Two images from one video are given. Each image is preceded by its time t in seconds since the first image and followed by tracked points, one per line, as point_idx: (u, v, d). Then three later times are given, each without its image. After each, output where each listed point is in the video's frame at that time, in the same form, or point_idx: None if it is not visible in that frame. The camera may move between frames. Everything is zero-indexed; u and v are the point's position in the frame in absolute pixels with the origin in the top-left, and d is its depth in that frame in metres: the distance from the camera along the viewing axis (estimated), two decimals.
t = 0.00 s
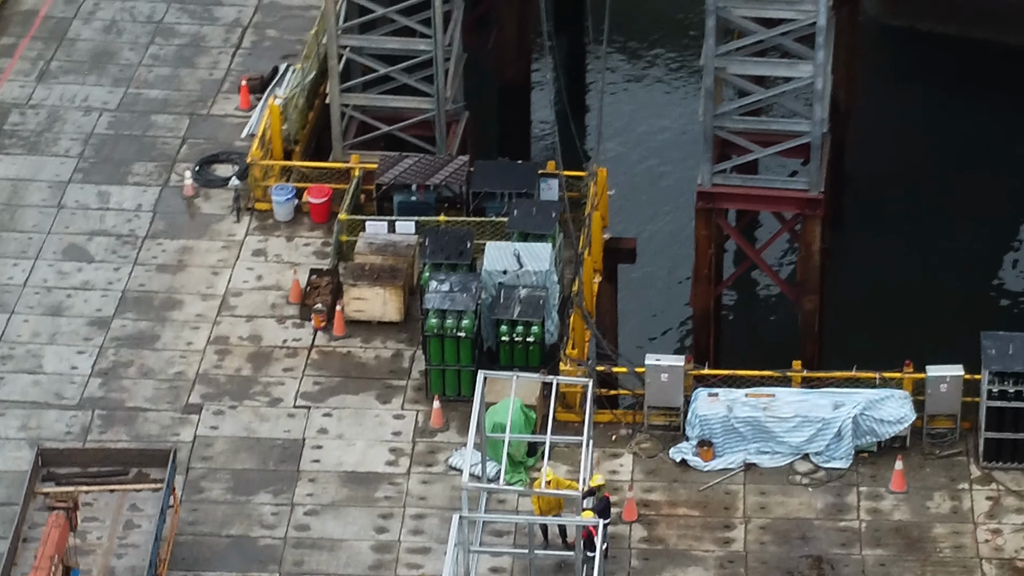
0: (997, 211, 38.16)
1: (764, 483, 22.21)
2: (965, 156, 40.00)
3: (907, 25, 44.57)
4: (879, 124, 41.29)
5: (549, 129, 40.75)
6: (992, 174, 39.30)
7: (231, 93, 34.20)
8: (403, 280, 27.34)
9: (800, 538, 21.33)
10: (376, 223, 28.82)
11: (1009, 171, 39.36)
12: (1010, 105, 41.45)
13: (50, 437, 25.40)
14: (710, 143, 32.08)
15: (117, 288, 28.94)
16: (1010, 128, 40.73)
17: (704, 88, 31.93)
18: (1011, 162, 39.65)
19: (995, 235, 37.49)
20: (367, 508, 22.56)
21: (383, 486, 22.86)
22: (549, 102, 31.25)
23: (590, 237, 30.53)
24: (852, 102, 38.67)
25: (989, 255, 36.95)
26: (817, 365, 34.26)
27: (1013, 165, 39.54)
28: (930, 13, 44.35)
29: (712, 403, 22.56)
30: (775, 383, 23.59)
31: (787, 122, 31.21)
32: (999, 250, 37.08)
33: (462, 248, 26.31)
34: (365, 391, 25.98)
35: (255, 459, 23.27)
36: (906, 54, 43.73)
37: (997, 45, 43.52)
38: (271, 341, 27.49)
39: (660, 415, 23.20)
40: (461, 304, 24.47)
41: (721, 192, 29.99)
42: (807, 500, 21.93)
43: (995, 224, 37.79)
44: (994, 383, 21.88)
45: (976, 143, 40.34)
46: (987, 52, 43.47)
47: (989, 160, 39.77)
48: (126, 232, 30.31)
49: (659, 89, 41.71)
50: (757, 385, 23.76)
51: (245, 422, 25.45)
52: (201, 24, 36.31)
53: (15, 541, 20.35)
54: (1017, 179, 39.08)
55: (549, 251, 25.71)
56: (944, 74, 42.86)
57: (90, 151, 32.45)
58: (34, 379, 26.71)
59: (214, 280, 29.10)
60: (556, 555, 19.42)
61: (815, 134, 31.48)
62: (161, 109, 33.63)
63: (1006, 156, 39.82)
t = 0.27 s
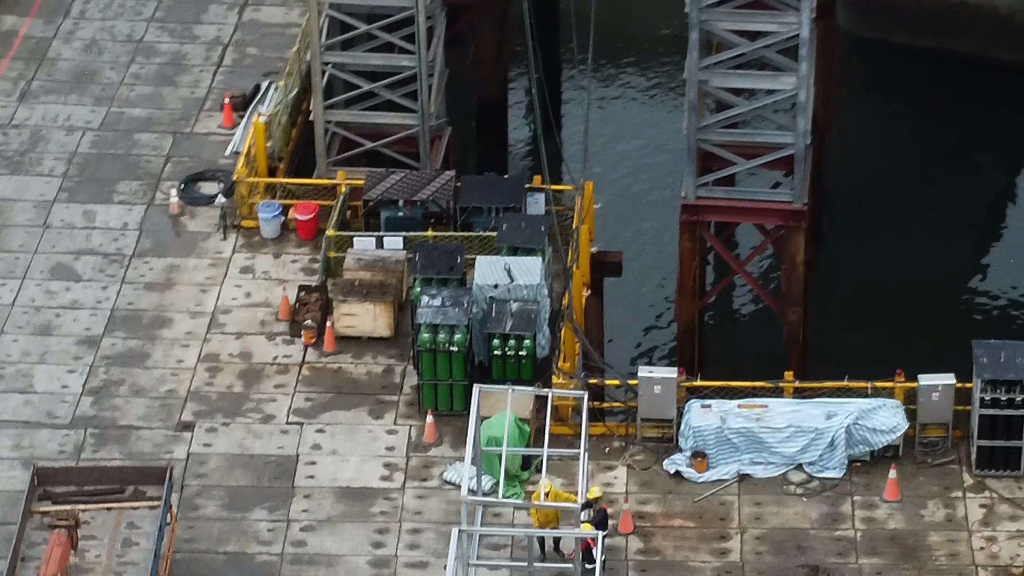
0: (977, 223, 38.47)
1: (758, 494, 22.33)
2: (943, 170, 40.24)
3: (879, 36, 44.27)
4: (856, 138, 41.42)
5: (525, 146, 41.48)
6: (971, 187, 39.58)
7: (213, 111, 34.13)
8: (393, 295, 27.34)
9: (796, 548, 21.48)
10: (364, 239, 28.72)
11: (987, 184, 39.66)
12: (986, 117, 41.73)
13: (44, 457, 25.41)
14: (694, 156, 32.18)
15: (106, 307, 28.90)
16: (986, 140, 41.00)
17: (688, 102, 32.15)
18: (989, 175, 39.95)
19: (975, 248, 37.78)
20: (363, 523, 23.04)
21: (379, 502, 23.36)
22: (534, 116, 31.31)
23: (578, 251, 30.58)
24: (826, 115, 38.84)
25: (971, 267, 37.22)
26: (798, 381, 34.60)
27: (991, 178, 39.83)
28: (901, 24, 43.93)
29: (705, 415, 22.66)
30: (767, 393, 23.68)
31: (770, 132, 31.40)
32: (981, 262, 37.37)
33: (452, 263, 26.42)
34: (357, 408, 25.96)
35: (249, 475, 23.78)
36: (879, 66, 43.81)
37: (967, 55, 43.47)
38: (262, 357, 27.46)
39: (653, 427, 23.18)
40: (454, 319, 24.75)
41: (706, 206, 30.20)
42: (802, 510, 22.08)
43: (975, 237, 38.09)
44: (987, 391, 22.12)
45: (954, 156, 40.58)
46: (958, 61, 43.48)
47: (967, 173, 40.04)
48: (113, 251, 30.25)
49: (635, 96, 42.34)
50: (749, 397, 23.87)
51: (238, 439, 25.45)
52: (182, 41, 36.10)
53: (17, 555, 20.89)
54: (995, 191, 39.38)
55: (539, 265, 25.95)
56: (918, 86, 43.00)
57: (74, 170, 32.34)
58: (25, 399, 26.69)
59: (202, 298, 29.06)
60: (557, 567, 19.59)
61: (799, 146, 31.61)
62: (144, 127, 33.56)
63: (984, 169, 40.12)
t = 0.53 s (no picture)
0: (952, 235, 38.84)
1: (752, 507, 22.48)
2: (920, 183, 40.61)
3: (851, 51, 43.86)
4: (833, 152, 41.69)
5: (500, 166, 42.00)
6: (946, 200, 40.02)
7: (197, 132, 34.08)
8: (384, 314, 27.29)
9: (792, 561, 21.65)
10: (352, 258, 28.62)
11: (963, 195, 40.10)
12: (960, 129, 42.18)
13: (37, 479, 25.41)
14: (678, 173, 32.30)
15: (95, 329, 28.85)
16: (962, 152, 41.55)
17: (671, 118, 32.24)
18: (963, 186, 40.42)
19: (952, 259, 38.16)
20: (360, 541, 23.65)
21: (375, 520, 23.98)
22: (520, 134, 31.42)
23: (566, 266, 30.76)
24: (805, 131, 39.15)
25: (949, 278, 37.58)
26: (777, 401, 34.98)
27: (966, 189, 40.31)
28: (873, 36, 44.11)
29: (699, 429, 22.78)
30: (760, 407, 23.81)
31: (755, 148, 31.54)
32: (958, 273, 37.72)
33: (443, 281, 26.59)
34: (351, 428, 25.67)
35: (244, 495, 24.46)
36: (855, 79, 44.03)
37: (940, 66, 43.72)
38: (252, 378, 27.39)
39: (645, 442, 23.29)
40: (446, 336, 24.89)
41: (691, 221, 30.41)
42: (796, 523, 22.24)
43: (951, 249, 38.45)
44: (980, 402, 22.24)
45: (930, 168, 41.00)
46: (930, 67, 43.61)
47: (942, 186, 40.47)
48: (100, 272, 30.20)
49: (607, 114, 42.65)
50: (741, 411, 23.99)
51: (231, 458, 25.45)
52: (162, 64, 36.11)
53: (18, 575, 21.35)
54: (970, 202, 39.81)
55: (531, 282, 26.07)
56: (893, 96, 43.32)
57: (59, 193, 32.29)
58: (17, 422, 26.65)
59: (191, 318, 28.99)
60: None
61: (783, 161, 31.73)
62: (127, 149, 33.50)
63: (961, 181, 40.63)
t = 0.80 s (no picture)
0: (923, 253, 39.02)
1: (746, 527, 22.71)
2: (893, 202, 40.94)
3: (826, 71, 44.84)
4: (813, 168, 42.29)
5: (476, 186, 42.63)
6: (916, 217, 40.15)
7: (179, 159, 34.13)
8: (373, 338, 27.24)
9: None
10: (339, 283, 28.48)
11: (932, 213, 40.25)
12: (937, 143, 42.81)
13: (30, 507, 25.42)
14: (661, 196, 32.38)
15: (83, 356, 28.80)
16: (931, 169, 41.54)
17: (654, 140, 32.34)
18: (934, 203, 40.54)
19: (923, 278, 38.32)
20: (355, 565, 24.00)
21: (370, 543, 24.31)
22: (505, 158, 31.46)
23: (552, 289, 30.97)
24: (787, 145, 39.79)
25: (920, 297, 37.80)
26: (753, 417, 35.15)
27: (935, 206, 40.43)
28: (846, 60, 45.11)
29: (691, 450, 22.95)
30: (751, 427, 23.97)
31: (739, 170, 31.69)
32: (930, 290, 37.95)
33: (432, 304, 26.67)
34: (342, 451, 25.97)
35: (238, 520, 24.76)
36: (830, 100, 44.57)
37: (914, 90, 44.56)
38: (242, 404, 27.38)
39: (638, 463, 23.42)
40: (437, 359, 25.00)
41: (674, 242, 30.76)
42: (790, 541, 22.50)
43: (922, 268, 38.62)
44: (970, 419, 22.56)
45: (900, 185, 41.10)
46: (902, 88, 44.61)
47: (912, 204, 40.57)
48: (86, 300, 30.17)
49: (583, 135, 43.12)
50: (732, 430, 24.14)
51: (224, 484, 25.49)
52: (141, 91, 36.15)
53: None
54: (940, 220, 39.96)
55: (520, 304, 26.18)
56: (864, 114, 43.65)
57: (42, 221, 32.25)
58: (8, 451, 26.63)
59: (179, 345, 28.95)
60: None
61: (766, 181, 31.90)
62: (110, 177, 33.50)
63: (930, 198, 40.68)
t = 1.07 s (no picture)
0: (899, 276, 40.32)
1: (739, 550, 22.91)
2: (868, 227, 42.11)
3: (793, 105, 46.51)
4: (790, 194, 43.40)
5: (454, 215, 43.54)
6: (890, 241, 41.50)
7: (161, 190, 34.14)
8: (362, 366, 27.27)
9: None
10: (326, 311, 28.45)
11: (906, 237, 41.61)
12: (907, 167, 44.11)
13: (22, 540, 25.42)
14: (644, 222, 32.48)
15: (71, 387, 28.76)
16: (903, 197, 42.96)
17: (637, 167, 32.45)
18: (907, 228, 41.93)
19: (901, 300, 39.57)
20: None
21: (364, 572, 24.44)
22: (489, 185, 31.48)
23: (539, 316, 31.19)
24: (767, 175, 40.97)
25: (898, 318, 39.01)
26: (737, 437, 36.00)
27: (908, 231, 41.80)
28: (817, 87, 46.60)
29: (683, 473, 23.13)
30: (742, 450, 24.14)
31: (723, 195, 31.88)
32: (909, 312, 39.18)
33: (422, 331, 26.73)
34: (333, 480, 26.06)
35: (231, 550, 24.90)
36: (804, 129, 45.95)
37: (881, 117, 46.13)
38: (232, 433, 27.39)
39: (630, 488, 23.51)
40: (428, 387, 25.09)
41: (657, 268, 31.34)
42: (783, 564, 22.72)
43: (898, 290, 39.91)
44: (961, 441, 22.86)
45: (875, 211, 42.48)
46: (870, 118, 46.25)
47: (887, 228, 41.89)
48: (72, 331, 30.15)
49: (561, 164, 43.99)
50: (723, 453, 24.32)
51: (215, 513, 25.55)
52: (122, 122, 36.20)
53: None
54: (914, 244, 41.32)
55: (510, 331, 26.29)
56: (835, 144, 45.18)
57: (26, 254, 32.24)
58: None
59: (167, 375, 28.92)
60: None
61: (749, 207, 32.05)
62: (92, 208, 33.51)
63: (903, 223, 42.05)
